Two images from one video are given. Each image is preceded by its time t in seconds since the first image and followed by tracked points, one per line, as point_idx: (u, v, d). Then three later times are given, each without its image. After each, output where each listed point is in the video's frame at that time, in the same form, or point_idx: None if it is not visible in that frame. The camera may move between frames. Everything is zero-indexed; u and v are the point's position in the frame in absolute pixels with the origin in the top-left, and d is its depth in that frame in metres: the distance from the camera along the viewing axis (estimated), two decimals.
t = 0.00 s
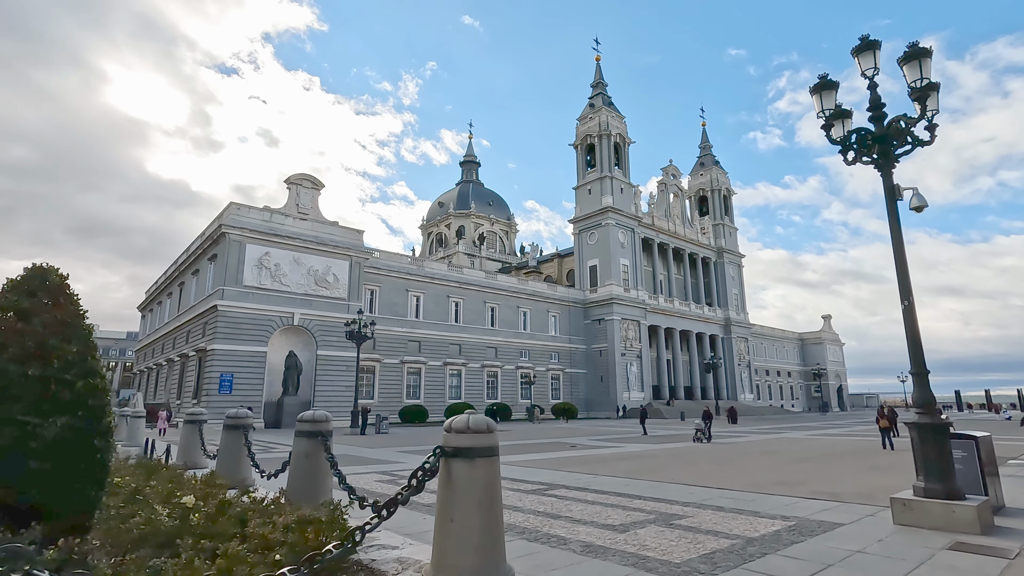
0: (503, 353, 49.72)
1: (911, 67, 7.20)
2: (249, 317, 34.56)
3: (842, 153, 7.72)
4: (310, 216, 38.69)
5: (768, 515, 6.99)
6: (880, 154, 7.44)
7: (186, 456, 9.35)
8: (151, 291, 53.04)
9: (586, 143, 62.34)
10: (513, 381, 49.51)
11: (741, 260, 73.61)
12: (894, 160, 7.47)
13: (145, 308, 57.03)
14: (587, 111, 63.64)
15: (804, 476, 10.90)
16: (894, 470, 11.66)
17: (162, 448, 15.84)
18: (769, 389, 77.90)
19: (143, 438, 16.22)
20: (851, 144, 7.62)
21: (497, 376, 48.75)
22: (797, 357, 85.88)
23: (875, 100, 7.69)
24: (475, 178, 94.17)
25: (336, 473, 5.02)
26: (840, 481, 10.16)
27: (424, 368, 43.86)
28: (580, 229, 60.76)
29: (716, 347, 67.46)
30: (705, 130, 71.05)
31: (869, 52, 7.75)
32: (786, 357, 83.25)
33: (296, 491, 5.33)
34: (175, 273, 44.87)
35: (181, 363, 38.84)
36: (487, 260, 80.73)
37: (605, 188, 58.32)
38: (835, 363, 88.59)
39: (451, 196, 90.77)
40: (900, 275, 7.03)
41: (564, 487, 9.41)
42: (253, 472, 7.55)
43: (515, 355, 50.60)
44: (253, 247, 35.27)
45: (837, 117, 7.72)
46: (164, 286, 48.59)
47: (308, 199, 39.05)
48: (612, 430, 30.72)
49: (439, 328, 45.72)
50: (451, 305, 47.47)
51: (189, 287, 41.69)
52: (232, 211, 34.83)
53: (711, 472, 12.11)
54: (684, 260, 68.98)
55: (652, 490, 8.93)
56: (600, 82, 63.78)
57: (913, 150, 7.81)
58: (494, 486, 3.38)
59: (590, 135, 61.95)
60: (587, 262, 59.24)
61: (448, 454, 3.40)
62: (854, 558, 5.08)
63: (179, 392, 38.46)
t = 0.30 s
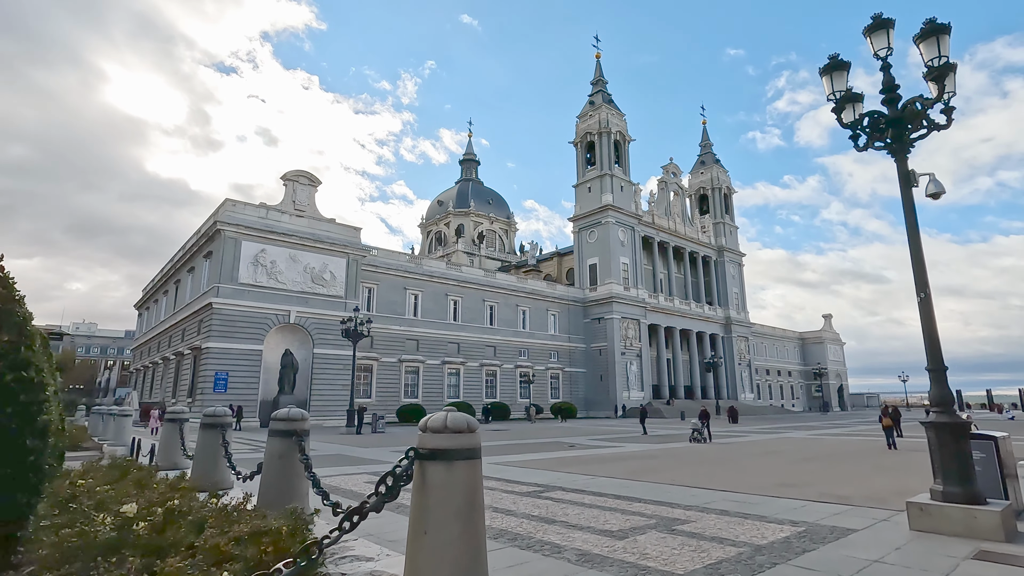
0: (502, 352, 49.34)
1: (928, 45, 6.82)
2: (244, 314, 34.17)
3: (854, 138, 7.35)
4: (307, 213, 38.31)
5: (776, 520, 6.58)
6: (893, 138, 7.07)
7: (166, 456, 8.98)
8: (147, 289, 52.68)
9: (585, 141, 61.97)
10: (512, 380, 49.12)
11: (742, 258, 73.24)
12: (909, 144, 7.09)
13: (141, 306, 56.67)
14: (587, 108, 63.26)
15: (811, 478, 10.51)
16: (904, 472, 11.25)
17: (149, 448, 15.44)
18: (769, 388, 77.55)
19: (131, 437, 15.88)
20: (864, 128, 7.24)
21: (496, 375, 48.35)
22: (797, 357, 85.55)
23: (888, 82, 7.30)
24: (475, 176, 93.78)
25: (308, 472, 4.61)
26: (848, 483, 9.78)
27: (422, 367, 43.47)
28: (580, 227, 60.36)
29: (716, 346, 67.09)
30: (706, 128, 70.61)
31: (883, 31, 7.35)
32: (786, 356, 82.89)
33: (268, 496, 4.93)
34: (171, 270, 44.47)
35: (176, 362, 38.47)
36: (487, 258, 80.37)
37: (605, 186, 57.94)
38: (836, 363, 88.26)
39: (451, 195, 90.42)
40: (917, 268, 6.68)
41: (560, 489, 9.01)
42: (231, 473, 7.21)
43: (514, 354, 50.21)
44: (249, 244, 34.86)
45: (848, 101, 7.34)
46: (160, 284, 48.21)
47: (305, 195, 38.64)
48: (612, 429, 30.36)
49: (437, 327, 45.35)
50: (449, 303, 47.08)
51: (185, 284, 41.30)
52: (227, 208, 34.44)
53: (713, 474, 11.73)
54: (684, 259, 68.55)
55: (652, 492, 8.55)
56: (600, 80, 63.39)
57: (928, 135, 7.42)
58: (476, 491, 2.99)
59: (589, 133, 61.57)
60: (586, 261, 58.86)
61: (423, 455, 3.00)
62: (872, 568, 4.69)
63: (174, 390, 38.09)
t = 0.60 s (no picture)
0: (501, 352, 48.95)
1: (947, 21, 6.49)
2: (239, 313, 33.79)
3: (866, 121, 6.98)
4: (303, 211, 37.91)
5: (785, 524, 6.23)
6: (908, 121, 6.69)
7: (143, 457, 8.60)
8: (143, 289, 52.25)
9: (585, 140, 61.63)
10: (511, 380, 48.71)
11: (742, 258, 72.89)
12: (925, 127, 6.73)
13: (138, 306, 56.22)
14: (586, 107, 62.92)
15: (818, 479, 10.14)
16: (914, 472, 10.90)
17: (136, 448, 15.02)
18: (770, 389, 77.18)
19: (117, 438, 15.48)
20: (877, 109, 6.88)
21: (494, 376, 47.95)
22: (797, 357, 85.18)
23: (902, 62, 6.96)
24: (474, 176, 93.43)
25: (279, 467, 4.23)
26: (856, 484, 9.40)
27: (420, 367, 43.06)
28: (580, 226, 59.97)
29: (716, 347, 66.71)
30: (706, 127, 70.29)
31: (896, 9, 7.01)
32: (786, 356, 82.52)
33: (237, 497, 4.60)
34: (167, 269, 44.05)
35: (171, 361, 38.07)
36: (486, 258, 79.99)
37: (604, 185, 57.58)
38: (836, 363, 87.91)
39: (450, 194, 90.06)
40: (934, 256, 6.33)
41: (557, 491, 8.61)
42: (207, 474, 6.86)
43: (513, 354, 49.83)
44: (245, 242, 34.48)
45: (860, 82, 6.97)
46: (156, 283, 47.78)
47: (301, 193, 38.23)
48: (611, 430, 29.99)
49: (436, 326, 44.95)
50: (447, 302, 46.69)
51: (180, 283, 40.88)
52: (223, 205, 34.05)
53: (716, 476, 11.33)
54: (684, 258, 68.16)
55: (653, 494, 8.17)
56: (600, 78, 63.06)
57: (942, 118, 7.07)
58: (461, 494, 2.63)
59: (589, 132, 61.22)
60: (585, 260, 58.51)
61: (394, 452, 2.62)
62: None
63: (169, 390, 37.69)
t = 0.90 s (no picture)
0: (499, 355, 48.49)
1: None
2: (234, 315, 33.34)
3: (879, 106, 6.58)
4: (299, 212, 37.48)
5: (795, 536, 5.80)
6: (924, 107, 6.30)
7: (115, 462, 8.17)
8: (138, 291, 51.77)
9: (584, 143, 61.31)
10: (509, 384, 48.23)
11: (741, 261, 72.54)
12: (943, 113, 6.32)
13: (133, 308, 55.64)
14: (585, 109, 62.64)
15: (824, 486, 9.72)
16: (924, 478, 10.47)
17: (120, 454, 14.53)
18: (770, 393, 76.69)
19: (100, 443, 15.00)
20: (892, 94, 6.49)
21: (492, 379, 47.47)
22: (797, 360, 84.73)
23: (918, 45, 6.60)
24: (473, 179, 93.10)
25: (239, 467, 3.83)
26: (866, 491, 8.98)
27: (418, 370, 42.59)
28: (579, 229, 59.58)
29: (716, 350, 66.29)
30: (705, 129, 70.03)
31: None
32: (786, 360, 82.05)
33: (194, 510, 4.31)
34: (161, 271, 43.60)
35: (165, 364, 37.58)
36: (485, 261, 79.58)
37: (603, 187, 57.25)
38: (836, 367, 87.48)
39: (448, 197, 89.68)
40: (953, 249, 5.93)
41: (552, 501, 8.17)
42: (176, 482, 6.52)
43: (511, 357, 49.37)
44: (239, 244, 34.06)
45: (873, 66, 6.60)
46: (151, 285, 47.29)
47: (297, 194, 37.81)
48: (610, 434, 29.52)
49: (433, 329, 44.50)
50: (445, 305, 46.24)
51: (175, 285, 40.42)
52: (217, 206, 33.65)
53: (719, 482, 10.89)
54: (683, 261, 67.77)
55: (654, 503, 7.75)
56: (599, 80, 62.78)
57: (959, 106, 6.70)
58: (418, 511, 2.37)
59: (588, 134, 60.95)
60: (584, 263, 58.12)
61: (347, 463, 2.34)
62: None
63: (162, 394, 37.19)
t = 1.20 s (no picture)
0: (498, 359, 48.05)
1: None
2: (229, 318, 32.94)
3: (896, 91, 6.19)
4: (295, 214, 37.11)
5: (806, 550, 5.37)
6: (942, 89, 5.92)
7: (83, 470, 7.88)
8: (135, 295, 51.33)
9: (584, 146, 61.02)
10: (508, 388, 47.77)
11: (742, 265, 72.15)
12: (962, 97, 5.93)
13: (129, 311, 55.18)
14: (584, 112, 62.41)
15: (834, 494, 9.24)
16: (936, 485, 10.03)
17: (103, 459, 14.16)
18: (772, 397, 76.14)
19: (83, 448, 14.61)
20: (907, 76, 6.11)
21: (491, 383, 46.99)
22: (799, 365, 84.26)
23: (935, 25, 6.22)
24: (473, 183, 92.85)
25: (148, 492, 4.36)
26: (877, 500, 8.56)
27: (416, 374, 42.14)
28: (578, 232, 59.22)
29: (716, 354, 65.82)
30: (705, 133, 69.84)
31: None
32: (788, 364, 81.52)
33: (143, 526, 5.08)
34: (157, 274, 43.21)
35: (159, 368, 37.18)
36: (484, 265, 79.20)
37: (603, 190, 56.95)
38: (838, 371, 86.93)
39: (448, 201, 89.39)
40: (975, 242, 5.58)
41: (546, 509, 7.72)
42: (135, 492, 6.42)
43: (510, 361, 48.94)
44: (235, 246, 33.70)
45: (884, 49, 6.27)
46: (147, 288, 46.91)
47: (294, 196, 37.43)
48: (611, 439, 29.02)
49: (431, 332, 44.06)
50: (444, 308, 45.82)
51: (170, 288, 40.06)
52: (212, 208, 33.29)
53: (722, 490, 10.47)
54: (684, 265, 67.39)
55: (655, 512, 7.32)
56: (599, 83, 62.57)
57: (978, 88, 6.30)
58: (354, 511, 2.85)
59: (587, 137, 60.70)
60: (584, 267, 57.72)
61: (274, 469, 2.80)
62: None
63: (156, 398, 36.75)
